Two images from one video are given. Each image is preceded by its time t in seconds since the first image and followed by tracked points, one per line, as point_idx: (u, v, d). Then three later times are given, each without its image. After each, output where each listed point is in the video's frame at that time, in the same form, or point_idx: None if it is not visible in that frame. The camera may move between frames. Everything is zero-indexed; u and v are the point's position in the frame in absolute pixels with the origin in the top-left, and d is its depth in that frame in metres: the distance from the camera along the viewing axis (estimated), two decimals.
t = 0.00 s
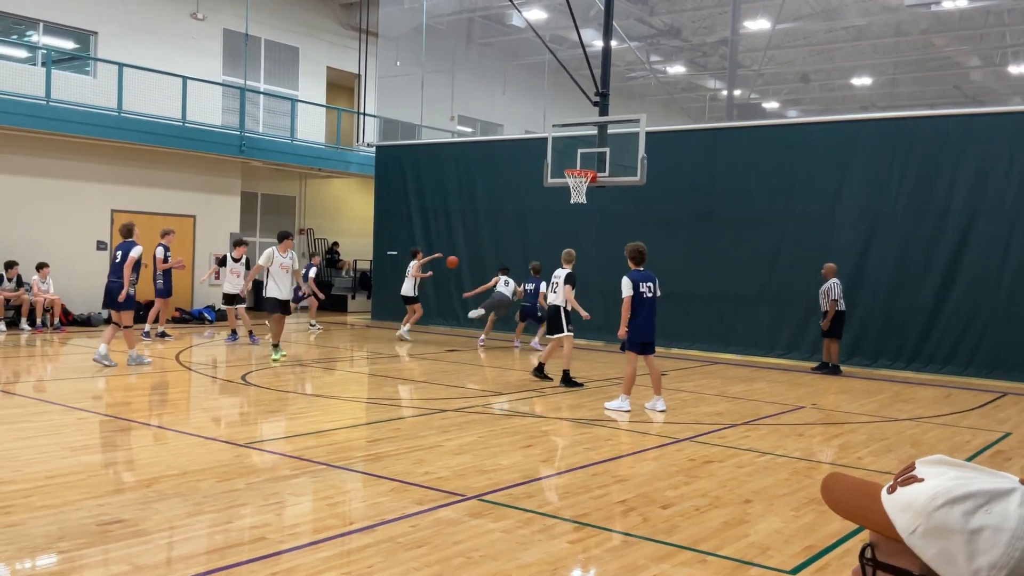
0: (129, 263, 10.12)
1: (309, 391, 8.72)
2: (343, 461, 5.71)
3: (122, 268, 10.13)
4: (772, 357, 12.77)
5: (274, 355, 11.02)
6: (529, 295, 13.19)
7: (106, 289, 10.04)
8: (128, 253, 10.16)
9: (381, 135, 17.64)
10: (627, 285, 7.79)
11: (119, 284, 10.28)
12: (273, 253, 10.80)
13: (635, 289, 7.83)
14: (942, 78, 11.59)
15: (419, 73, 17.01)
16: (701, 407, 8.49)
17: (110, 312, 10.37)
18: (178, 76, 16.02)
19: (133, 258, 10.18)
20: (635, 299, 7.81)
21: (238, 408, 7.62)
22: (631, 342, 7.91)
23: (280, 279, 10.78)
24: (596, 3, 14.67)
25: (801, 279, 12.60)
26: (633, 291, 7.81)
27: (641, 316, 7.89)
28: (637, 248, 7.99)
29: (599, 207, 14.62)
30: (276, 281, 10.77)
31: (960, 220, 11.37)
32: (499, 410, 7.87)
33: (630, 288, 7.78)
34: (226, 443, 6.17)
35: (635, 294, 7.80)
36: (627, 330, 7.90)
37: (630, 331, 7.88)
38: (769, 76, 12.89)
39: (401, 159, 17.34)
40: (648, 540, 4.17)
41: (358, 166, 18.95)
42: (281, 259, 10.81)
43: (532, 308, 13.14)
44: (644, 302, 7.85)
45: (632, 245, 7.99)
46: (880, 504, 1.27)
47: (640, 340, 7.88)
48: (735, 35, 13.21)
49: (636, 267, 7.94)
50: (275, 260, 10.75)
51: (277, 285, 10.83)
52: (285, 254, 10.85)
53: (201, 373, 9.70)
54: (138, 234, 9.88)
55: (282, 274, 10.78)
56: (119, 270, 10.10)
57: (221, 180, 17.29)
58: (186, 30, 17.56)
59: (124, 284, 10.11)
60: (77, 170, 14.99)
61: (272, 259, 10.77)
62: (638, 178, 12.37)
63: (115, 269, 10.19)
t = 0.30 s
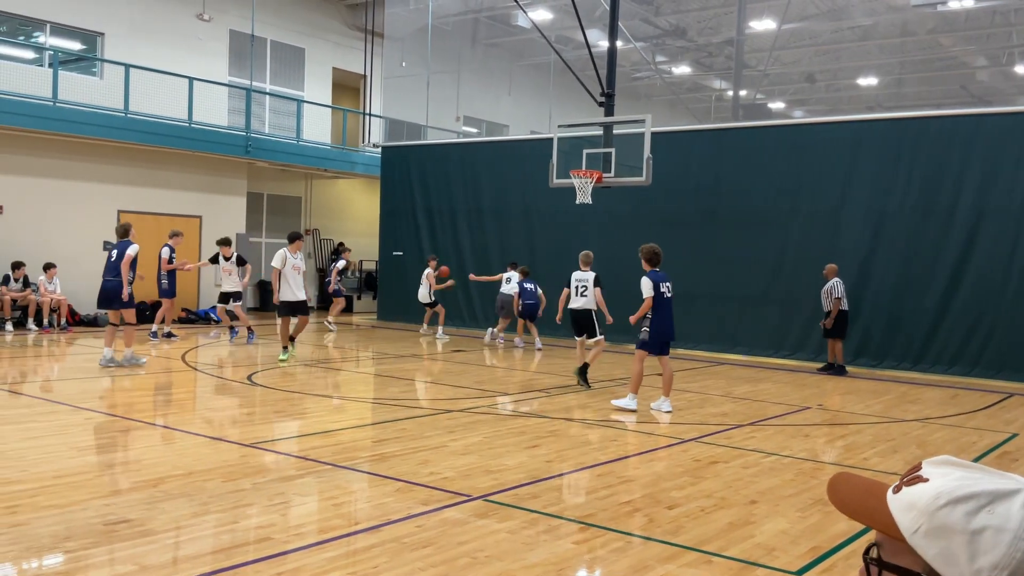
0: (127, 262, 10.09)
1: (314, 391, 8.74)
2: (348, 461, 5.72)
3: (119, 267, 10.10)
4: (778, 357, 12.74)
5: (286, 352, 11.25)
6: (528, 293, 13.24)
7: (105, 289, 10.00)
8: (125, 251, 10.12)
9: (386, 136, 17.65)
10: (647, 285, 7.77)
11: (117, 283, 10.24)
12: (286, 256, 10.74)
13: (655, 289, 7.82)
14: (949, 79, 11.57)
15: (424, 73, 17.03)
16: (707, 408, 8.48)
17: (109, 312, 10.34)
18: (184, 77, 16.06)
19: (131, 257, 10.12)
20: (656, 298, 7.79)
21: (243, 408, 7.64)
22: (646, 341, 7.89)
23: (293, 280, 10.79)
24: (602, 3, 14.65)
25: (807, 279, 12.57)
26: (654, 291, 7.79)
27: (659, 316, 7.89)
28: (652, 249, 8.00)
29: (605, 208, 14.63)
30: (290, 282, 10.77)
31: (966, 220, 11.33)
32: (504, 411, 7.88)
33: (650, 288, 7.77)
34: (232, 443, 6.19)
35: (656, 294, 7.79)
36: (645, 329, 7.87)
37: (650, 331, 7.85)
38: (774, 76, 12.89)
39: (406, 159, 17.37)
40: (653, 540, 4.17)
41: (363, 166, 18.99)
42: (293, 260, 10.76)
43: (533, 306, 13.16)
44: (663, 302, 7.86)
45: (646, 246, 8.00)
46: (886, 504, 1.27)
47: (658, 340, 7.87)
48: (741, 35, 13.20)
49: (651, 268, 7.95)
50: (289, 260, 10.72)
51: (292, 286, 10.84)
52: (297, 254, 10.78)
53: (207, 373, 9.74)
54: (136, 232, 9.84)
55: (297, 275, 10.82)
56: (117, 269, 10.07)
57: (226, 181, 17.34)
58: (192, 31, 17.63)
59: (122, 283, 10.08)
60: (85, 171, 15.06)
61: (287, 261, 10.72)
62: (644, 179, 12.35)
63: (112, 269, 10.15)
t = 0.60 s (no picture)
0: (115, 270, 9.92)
1: (316, 391, 8.75)
2: (350, 461, 5.73)
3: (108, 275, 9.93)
4: (780, 358, 12.74)
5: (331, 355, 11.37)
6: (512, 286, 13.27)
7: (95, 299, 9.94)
8: (112, 259, 9.92)
9: (388, 136, 17.65)
10: (651, 285, 7.76)
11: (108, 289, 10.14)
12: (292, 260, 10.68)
13: (658, 288, 7.81)
14: (951, 79, 11.56)
15: (427, 73, 17.03)
16: (709, 408, 8.48)
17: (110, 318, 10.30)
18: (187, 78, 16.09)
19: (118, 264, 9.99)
20: (658, 298, 7.79)
21: (245, 408, 7.65)
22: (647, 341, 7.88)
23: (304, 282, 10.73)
24: (604, 3, 14.63)
25: (809, 279, 12.56)
26: (657, 291, 7.78)
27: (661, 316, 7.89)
28: (652, 249, 7.99)
29: (607, 208, 14.63)
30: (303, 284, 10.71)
31: (969, 220, 11.32)
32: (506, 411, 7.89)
33: (653, 288, 7.75)
34: (234, 443, 6.20)
35: (658, 293, 7.79)
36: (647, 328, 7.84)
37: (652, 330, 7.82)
38: (776, 76, 12.88)
39: (409, 159, 17.36)
40: (655, 541, 4.18)
41: (365, 166, 19.01)
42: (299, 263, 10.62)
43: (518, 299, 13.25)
44: (664, 301, 7.86)
45: (646, 246, 7.97)
46: (886, 505, 1.27)
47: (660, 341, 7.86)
48: (743, 35, 13.17)
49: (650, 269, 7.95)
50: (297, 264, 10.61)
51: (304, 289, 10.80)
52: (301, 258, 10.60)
53: (209, 373, 9.77)
54: (122, 238, 9.61)
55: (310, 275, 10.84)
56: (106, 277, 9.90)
57: (228, 181, 17.34)
58: (194, 31, 17.65)
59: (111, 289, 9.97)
60: (87, 171, 15.09)
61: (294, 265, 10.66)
62: (646, 179, 12.34)
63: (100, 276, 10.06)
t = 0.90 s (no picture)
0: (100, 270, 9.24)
1: (317, 391, 8.76)
2: (351, 461, 5.73)
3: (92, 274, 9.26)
4: (780, 358, 12.74)
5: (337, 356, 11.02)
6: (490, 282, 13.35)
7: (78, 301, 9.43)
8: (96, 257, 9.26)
9: (389, 136, 17.66)
10: (640, 288, 7.73)
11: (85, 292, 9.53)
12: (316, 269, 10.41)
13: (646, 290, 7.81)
14: (951, 79, 11.56)
15: (427, 73, 17.02)
16: (709, 408, 8.47)
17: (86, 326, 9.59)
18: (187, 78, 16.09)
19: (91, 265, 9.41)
20: (647, 299, 7.79)
21: (245, 408, 7.66)
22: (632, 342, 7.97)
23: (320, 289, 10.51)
24: (604, 4, 14.61)
25: (809, 279, 12.56)
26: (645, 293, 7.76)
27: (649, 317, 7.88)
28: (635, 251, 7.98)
29: (608, 208, 14.62)
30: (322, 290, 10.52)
31: (969, 220, 11.33)
32: (506, 411, 7.89)
33: (643, 290, 7.73)
34: (235, 443, 6.20)
35: (646, 296, 7.79)
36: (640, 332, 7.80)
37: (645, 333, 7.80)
38: (777, 76, 12.87)
39: (409, 159, 17.35)
40: (655, 540, 4.17)
41: (366, 166, 19.02)
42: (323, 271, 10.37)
43: (495, 293, 13.26)
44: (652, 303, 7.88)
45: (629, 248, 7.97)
46: (884, 505, 1.27)
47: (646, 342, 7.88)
48: (743, 35, 13.14)
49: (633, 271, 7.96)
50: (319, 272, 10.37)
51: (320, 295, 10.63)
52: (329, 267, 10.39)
53: (210, 373, 9.78)
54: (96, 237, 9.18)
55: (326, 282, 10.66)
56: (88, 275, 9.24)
57: (228, 181, 17.33)
58: (194, 31, 17.65)
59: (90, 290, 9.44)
60: (88, 171, 15.10)
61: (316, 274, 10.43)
62: (647, 179, 12.34)
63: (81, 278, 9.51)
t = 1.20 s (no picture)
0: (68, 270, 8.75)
1: (317, 391, 8.76)
2: (351, 461, 5.73)
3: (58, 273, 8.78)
4: (780, 358, 12.75)
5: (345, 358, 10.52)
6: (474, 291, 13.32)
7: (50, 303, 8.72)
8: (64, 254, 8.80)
9: (389, 136, 17.67)
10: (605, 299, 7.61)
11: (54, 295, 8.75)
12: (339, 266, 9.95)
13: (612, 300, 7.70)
14: (951, 79, 11.56)
15: (427, 73, 17.01)
16: (709, 408, 8.47)
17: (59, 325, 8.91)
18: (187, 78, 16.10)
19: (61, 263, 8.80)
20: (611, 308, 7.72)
21: (245, 408, 7.66)
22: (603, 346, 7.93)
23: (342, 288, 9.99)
24: (604, 4, 14.60)
25: (809, 279, 12.56)
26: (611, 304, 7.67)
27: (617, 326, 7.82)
28: (599, 257, 7.81)
29: (608, 208, 14.62)
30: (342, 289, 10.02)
31: (969, 220, 11.32)
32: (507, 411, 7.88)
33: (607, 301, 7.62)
34: (235, 443, 6.20)
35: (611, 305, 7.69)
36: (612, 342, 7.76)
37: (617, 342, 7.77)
38: (777, 76, 12.87)
39: (409, 159, 17.35)
40: (655, 541, 4.17)
41: (366, 166, 19.02)
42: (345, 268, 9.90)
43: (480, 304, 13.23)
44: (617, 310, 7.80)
45: (593, 254, 7.83)
46: (882, 506, 1.28)
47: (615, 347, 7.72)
48: (743, 35, 13.15)
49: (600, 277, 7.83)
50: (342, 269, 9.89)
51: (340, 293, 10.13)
52: (350, 264, 9.94)
53: (210, 373, 9.78)
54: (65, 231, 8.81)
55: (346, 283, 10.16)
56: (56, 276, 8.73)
57: (228, 181, 17.34)
58: (194, 31, 17.65)
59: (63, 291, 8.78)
60: (88, 171, 15.11)
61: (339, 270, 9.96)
62: (647, 179, 12.35)
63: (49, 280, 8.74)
